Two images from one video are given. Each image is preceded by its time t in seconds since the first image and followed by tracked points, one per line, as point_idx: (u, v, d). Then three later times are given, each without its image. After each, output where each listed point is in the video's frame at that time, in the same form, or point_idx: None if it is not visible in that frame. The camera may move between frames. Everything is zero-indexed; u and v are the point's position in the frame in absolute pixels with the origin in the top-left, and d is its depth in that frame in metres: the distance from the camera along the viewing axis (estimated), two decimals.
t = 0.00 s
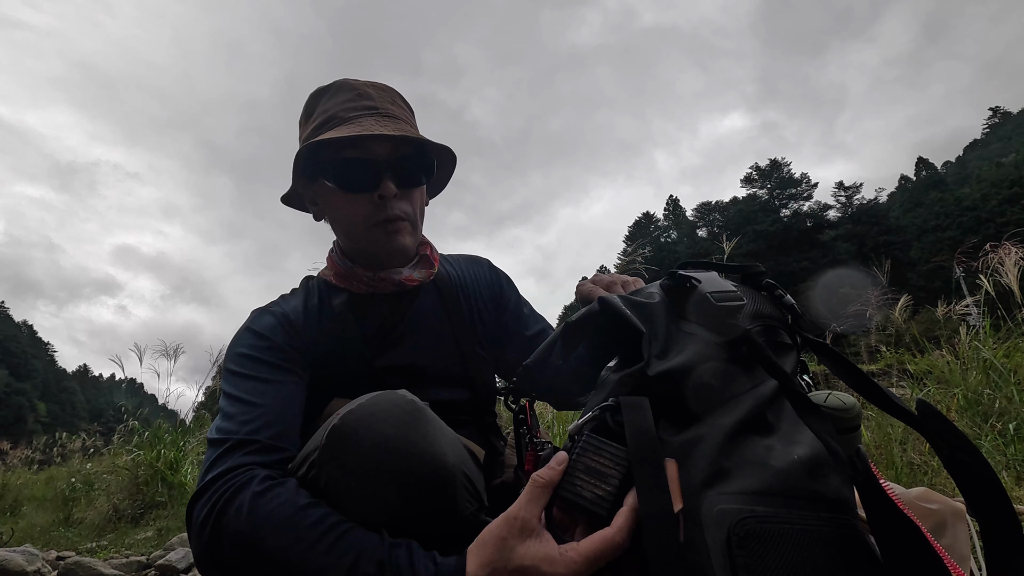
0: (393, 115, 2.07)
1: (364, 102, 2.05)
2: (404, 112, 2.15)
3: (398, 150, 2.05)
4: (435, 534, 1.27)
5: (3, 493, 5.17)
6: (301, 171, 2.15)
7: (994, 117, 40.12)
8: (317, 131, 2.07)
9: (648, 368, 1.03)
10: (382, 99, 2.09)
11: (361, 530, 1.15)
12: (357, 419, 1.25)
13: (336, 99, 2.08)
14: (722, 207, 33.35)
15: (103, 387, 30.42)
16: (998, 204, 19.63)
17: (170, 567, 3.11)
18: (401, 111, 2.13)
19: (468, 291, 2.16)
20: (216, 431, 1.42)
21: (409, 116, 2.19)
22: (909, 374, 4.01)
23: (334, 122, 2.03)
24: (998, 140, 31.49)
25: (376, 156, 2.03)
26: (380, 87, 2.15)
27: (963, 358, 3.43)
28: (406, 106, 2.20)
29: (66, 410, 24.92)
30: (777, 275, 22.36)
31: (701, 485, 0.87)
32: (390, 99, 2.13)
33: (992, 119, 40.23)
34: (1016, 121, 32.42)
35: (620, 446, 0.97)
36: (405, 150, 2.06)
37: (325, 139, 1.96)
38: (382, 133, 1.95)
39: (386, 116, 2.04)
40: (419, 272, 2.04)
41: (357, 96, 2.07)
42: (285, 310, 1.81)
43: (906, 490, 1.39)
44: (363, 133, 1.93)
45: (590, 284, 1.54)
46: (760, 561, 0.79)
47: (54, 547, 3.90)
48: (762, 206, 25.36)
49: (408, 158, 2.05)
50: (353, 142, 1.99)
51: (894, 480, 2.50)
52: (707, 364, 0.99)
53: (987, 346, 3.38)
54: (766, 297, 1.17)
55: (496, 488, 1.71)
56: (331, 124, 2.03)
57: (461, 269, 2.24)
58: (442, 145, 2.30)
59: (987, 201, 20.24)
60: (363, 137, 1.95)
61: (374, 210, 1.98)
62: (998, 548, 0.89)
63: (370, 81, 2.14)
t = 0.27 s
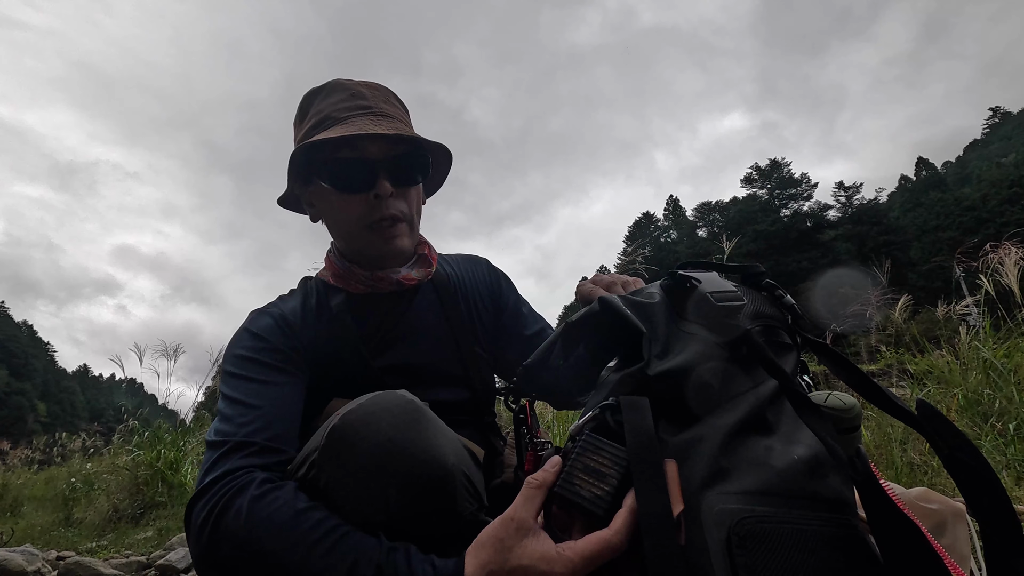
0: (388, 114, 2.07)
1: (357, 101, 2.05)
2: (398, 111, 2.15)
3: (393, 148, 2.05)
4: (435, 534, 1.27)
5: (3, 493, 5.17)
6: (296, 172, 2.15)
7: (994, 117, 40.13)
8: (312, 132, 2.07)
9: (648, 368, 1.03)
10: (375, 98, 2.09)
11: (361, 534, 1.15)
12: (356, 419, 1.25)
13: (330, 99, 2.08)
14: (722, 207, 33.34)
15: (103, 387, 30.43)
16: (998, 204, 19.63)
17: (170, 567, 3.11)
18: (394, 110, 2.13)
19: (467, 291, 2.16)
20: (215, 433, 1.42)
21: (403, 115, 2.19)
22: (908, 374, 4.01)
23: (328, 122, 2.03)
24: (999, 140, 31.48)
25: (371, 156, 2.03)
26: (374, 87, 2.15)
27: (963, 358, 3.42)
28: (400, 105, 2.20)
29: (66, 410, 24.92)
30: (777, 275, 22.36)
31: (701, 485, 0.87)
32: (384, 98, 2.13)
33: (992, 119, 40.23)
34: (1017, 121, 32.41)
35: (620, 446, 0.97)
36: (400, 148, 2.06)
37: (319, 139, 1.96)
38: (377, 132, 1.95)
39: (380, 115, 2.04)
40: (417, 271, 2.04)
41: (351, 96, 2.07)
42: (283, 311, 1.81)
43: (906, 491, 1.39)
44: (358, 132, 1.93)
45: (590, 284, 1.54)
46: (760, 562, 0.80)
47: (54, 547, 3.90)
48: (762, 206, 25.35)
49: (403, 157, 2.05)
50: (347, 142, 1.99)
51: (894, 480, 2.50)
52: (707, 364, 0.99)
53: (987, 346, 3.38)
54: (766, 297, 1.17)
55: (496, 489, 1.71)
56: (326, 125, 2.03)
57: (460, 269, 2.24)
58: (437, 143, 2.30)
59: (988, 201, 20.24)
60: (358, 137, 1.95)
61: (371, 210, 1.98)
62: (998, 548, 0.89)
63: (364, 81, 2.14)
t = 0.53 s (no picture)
0: (388, 114, 2.07)
1: (357, 101, 2.05)
2: (398, 111, 2.15)
3: (393, 148, 2.05)
4: (436, 534, 1.27)
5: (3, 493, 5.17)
6: (295, 173, 2.15)
7: (994, 118, 40.14)
8: (311, 132, 2.07)
9: (648, 367, 1.03)
10: (375, 98, 2.09)
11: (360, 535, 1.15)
12: (356, 419, 1.25)
13: (331, 99, 2.08)
14: (722, 207, 33.33)
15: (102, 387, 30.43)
16: (998, 204, 19.63)
17: (170, 567, 3.11)
18: (394, 109, 2.13)
19: (467, 291, 2.16)
20: (214, 434, 1.42)
21: (404, 115, 2.19)
22: (908, 374, 4.01)
23: (327, 122, 2.03)
24: (998, 140, 31.50)
25: (371, 156, 2.03)
26: (374, 87, 2.15)
27: (963, 358, 3.43)
28: (400, 105, 2.20)
29: (65, 410, 24.92)
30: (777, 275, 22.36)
31: (701, 484, 0.87)
32: (385, 99, 2.13)
33: (992, 119, 40.22)
34: (1017, 121, 32.41)
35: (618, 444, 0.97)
36: (400, 148, 2.06)
37: (319, 140, 1.96)
38: (378, 132, 1.95)
39: (379, 115, 2.04)
40: (417, 271, 2.04)
41: (352, 96, 2.07)
42: (282, 312, 1.81)
43: (906, 490, 1.39)
44: (358, 133, 1.93)
45: (591, 284, 1.54)
46: (759, 561, 0.79)
47: (54, 547, 3.90)
48: (762, 206, 25.36)
49: (403, 157, 2.04)
50: (347, 142, 1.99)
51: (894, 480, 2.50)
52: (707, 364, 0.99)
53: (987, 346, 3.38)
54: (766, 297, 1.17)
55: (496, 489, 1.71)
56: (326, 125, 2.03)
57: (460, 269, 2.24)
58: (437, 143, 2.30)
59: (987, 201, 20.24)
60: (359, 137, 1.95)
61: (372, 210, 1.98)
62: (999, 549, 0.89)
63: (365, 81, 2.14)
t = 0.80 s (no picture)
0: (388, 114, 2.07)
1: (357, 102, 2.05)
2: (398, 111, 2.15)
3: (393, 148, 2.05)
4: (436, 533, 1.27)
5: (3, 493, 5.17)
6: (295, 173, 2.15)
7: (993, 118, 40.15)
8: (311, 132, 2.07)
9: (649, 368, 1.03)
10: (375, 98, 2.09)
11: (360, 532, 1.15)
12: (355, 419, 1.25)
13: (331, 99, 2.08)
14: (722, 207, 33.33)
15: (102, 387, 30.43)
16: (998, 204, 19.64)
17: (170, 567, 3.11)
18: (394, 109, 2.13)
19: (467, 291, 2.16)
20: (212, 441, 1.42)
21: (403, 115, 2.19)
22: (908, 374, 4.01)
23: (327, 122, 2.03)
24: (998, 140, 31.50)
25: (372, 156, 2.03)
26: (374, 87, 2.15)
27: (962, 358, 3.43)
28: (400, 105, 2.20)
29: (65, 410, 24.92)
30: (777, 275, 22.37)
31: (702, 483, 0.87)
32: (385, 99, 2.13)
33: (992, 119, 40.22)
34: (1016, 121, 32.41)
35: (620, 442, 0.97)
36: (400, 148, 2.06)
37: (319, 140, 1.96)
38: (377, 133, 1.95)
39: (380, 115, 2.04)
40: (417, 271, 2.04)
41: (352, 96, 2.07)
42: (282, 313, 1.81)
43: (907, 490, 1.40)
44: (358, 133, 1.93)
45: (592, 285, 1.54)
46: (760, 560, 0.79)
47: (54, 547, 3.89)
48: (762, 205, 25.36)
49: (403, 157, 2.04)
50: (347, 143, 1.99)
51: (894, 480, 2.50)
52: (708, 364, 0.99)
53: (987, 346, 3.38)
54: (767, 298, 1.17)
55: (496, 489, 1.71)
56: (326, 125, 2.03)
57: (460, 269, 2.24)
58: (437, 143, 2.30)
59: (987, 202, 20.25)
60: (359, 137, 1.95)
61: (372, 210, 1.98)
62: (999, 548, 0.89)
63: (365, 81, 2.14)
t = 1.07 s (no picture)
0: (387, 114, 2.07)
1: (356, 102, 2.05)
2: (397, 112, 2.15)
3: (392, 149, 2.05)
4: (435, 534, 1.27)
5: (3, 493, 5.17)
6: (295, 174, 2.15)
7: (993, 118, 40.17)
8: (310, 132, 2.07)
9: (649, 368, 1.02)
10: (373, 98, 2.09)
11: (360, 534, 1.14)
12: (357, 418, 1.25)
13: (330, 99, 2.08)
14: (722, 207, 33.31)
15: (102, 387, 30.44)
16: (998, 203, 19.64)
17: (170, 566, 3.11)
18: (393, 110, 2.13)
19: (467, 291, 2.16)
20: (212, 440, 1.41)
21: (402, 115, 2.19)
22: (909, 374, 4.01)
23: (326, 123, 2.03)
24: (998, 140, 31.49)
25: (371, 156, 2.03)
26: (373, 87, 2.15)
27: (962, 358, 3.43)
28: (399, 106, 2.21)
29: (65, 410, 24.93)
30: (778, 275, 22.36)
31: (702, 483, 0.87)
32: (384, 99, 2.13)
33: (991, 119, 40.23)
34: (1017, 121, 32.40)
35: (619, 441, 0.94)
36: (399, 148, 2.06)
37: (318, 140, 1.96)
38: (377, 133, 1.95)
39: (379, 115, 2.04)
40: (416, 271, 2.04)
41: (351, 96, 2.07)
42: (282, 313, 1.81)
43: (906, 491, 1.40)
44: (357, 133, 1.93)
45: (592, 285, 1.54)
46: (760, 560, 0.79)
47: (54, 547, 3.89)
48: (762, 205, 25.36)
49: (403, 157, 2.05)
50: (346, 143, 1.99)
51: (894, 480, 2.50)
52: (708, 364, 0.99)
53: (987, 346, 3.38)
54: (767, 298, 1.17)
55: (496, 489, 1.71)
56: (325, 125, 2.03)
57: (460, 269, 2.24)
58: (436, 143, 2.31)
59: (988, 201, 20.24)
60: (358, 138, 1.95)
61: (371, 210, 1.98)
62: (998, 548, 0.89)
63: (364, 81, 2.14)
